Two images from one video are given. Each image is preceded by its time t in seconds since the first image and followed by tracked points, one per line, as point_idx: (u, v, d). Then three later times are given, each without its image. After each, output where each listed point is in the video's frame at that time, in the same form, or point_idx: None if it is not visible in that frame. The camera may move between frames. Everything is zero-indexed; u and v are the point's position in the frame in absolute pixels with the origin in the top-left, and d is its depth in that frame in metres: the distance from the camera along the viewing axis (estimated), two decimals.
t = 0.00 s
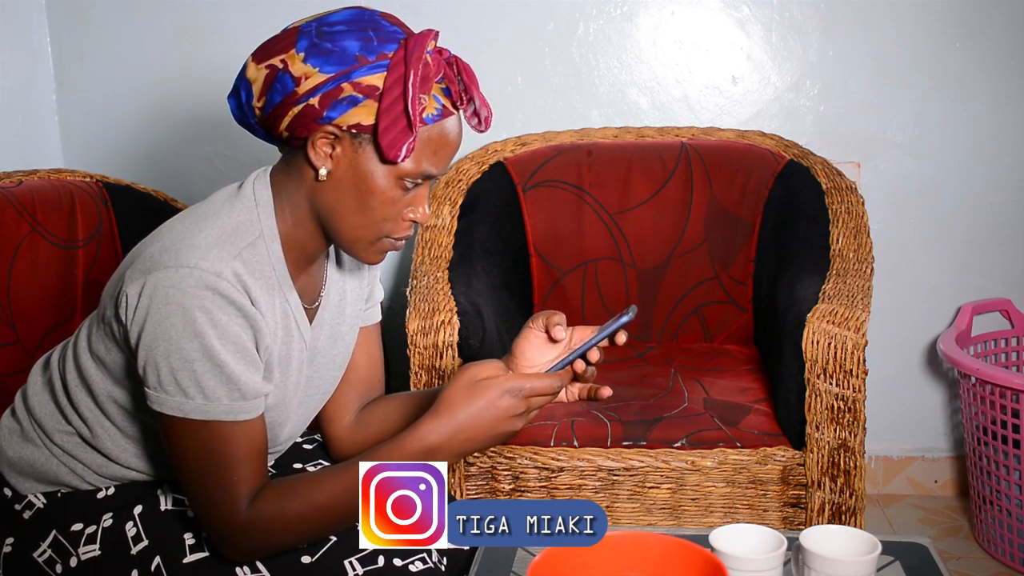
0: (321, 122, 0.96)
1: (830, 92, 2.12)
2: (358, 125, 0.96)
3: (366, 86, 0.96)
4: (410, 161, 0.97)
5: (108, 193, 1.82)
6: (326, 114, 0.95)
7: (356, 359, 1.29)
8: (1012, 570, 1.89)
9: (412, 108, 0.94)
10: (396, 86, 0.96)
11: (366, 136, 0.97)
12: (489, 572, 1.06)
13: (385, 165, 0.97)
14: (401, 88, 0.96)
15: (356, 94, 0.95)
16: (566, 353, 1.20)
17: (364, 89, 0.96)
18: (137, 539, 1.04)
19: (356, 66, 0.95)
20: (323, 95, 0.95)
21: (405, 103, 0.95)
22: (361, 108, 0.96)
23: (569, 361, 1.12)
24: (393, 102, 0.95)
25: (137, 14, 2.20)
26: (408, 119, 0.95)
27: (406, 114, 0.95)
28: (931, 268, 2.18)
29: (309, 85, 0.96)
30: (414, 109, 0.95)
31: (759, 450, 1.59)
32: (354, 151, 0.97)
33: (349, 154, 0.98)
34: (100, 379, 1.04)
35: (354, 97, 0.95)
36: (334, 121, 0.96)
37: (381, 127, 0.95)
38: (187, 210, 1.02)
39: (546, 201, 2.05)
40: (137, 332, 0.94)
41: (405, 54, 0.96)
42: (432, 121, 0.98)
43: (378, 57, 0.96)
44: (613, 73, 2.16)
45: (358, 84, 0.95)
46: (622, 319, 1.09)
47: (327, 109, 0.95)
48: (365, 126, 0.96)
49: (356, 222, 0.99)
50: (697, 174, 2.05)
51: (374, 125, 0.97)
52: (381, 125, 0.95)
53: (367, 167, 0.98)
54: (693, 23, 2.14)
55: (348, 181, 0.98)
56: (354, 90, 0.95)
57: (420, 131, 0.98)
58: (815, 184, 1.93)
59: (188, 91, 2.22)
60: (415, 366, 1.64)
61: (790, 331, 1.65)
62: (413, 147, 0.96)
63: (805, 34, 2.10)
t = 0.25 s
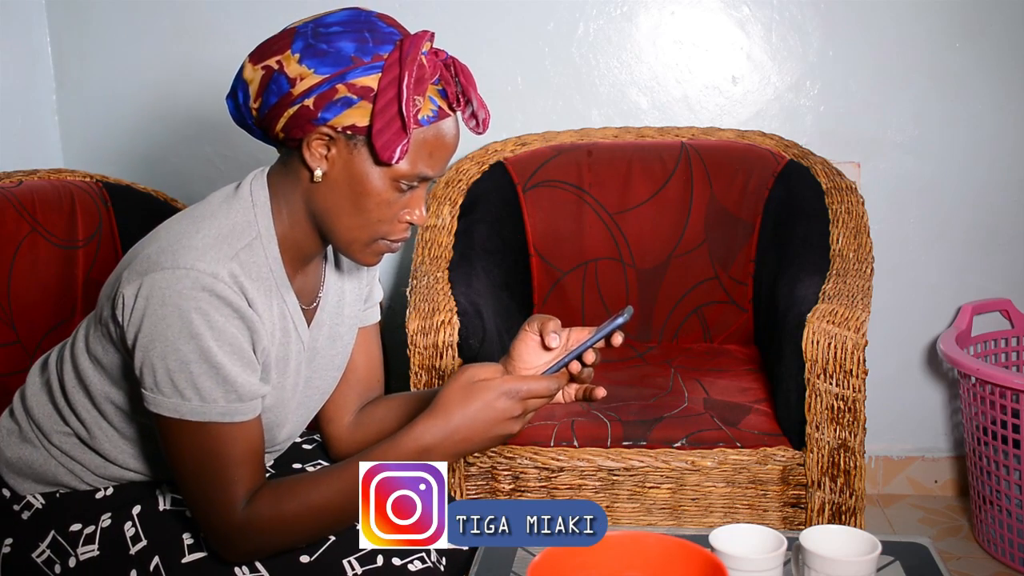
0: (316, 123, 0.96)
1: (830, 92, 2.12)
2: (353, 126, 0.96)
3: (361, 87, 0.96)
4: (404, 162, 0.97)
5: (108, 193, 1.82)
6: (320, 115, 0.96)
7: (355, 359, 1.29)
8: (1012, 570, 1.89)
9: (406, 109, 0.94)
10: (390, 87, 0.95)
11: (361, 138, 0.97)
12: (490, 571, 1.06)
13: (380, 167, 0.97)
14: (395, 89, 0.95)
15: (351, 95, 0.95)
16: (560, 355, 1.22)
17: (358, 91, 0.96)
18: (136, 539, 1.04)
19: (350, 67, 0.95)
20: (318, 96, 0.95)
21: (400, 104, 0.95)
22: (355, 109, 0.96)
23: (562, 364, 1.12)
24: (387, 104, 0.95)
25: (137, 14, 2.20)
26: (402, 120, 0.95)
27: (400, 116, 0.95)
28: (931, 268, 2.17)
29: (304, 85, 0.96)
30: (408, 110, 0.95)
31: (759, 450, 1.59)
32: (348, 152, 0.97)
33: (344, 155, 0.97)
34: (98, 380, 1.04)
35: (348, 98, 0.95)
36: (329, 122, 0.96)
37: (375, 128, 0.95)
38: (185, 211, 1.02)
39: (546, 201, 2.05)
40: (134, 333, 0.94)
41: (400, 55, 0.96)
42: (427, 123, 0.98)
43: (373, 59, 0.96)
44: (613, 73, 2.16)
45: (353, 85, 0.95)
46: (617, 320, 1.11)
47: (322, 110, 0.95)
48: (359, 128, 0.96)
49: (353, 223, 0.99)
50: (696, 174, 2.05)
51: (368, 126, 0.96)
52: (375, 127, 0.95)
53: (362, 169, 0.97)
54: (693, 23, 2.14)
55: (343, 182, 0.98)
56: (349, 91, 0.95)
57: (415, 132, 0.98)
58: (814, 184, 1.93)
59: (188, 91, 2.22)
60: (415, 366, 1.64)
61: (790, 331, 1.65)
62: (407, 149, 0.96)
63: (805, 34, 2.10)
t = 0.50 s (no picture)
0: (316, 125, 0.96)
1: (830, 91, 2.12)
2: (354, 130, 0.96)
3: (362, 90, 0.96)
4: (405, 167, 0.97)
5: (108, 193, 1.82)
6: (321, 117, 0.96)
7: (357, 359, 1.29)
8: (1012, 570, 1.89)
9: (406, 113, 0.94)
10: (392, 91, 0.95)
11: (362, 141, 0.96)
12: (489, 572, 1.06)
13: (380, 171, 0.97)
14: (397, 93, 0.95)
15: (352, 98, 0.95)
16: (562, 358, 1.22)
17: (359, 94, 0.95)
18: (136, 539, 1.04)
19: (352, 69, 0.95)
20: (319, 98, 0.95)
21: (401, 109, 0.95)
22: (356, 112, 0.96)
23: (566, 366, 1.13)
24: (388, 108, 0.95)
25: (136, 14, 2.20)
26: (403, 125, 0.95)
27: (401, 120, 0.95)
28: (931, 268, 2.17)
29: (306, 88, 0.96)
30: (409, 115, 0.95)
31: (759, 450, 1.59)
32: (348, 156, 0.97)
33: (345, 158, 0.97)
34: (99, 381, 1.04)
35: (349, 102, 0.95)
36: (329, 125, 0.96)
37: (375, 132, 0.95)
38: (186, 212, 1.02)
39: (546, 201, 2.05)
40: (135, 335, 0.94)
41: (403, 59, 0.96)
42: (429, 128, 0.98)
43: (375, 62, 0.96)
44: (613, 73, 2.16)
45: (354, 88, 0.95)
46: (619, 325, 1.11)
47: (323, 112, 0.95)
48: (360, 132, 0.96)
49: (353, 227, 0.99)
50: (696, 174, 2.05)
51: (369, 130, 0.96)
52: (375, 130, 0.94)
53: (362, 173, 0.97)
54: (693, 23, 2.14)
55: (344, 186, 0.98)
56: (350, 94, 0.95)
57: (416, 137, 0.97)
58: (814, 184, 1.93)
59: (187, 91, 2.22)
60: (415, 366, 1.64)
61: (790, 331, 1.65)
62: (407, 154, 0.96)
63: (805, 34, 2.10)
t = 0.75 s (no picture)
0: (320, 130, 0.96)
1: (830, 91, 2.12)
2: (357, 135, 0.96)
3: (365, 95, 0.96)
4: (408, 171, 0.97)
5: (108, 193, 1.82)
6: (325, 122, 0.95)
7: (359, 359, 1.29)
8: (1012, 570, 1.89)
9: (410, 118, 0.94)
10: (395, 95, 0.95)
11: (367, 146, 0.97)
12: (489, 571, 1.06)
13: (383, 176, 0.97)
14: (400, 98, 0.95)
15: (355, 103, 0.95)
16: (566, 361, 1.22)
17: (363, 99, 0.95)
18: (136, 540, 1.04)
19: (355, 74, 0.95)
20: (322, 103, 0.95)
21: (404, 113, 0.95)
22: (360, 116, 0.96)
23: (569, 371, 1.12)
24: (392, 113, 0.95)
25: (136, 14, 2.20)
26: (406, 129, 0.94)
27: (404, 125, 0.95)
28: (931, 267, 2.17)
29: (309, 92, 0.96)
30: (412, 119, 0.95)
31: (759, 450, 1.59)
32: (352, 160, 0.97)
33: (348, 163, 0.97)
34: (99, 382, 1.04)
35: (353, 106, 0.95)
36: (333, 130, 0.96)
37: (379, 136, 0.95)
38: (188, 216, 1.02)
39: (546, 201, 2.05)
40: (138, 340, 0.94)
41: (406, 63, 0.96)
42: (433, 132, 0.98)
43: (378, 66, 0.96)
44: (613, 73, 2.16)
45: (358, 93, 0.95)
46: (623, 329, 1.10)
47: (326, 117, 0.95)
48: (363, 136, 0.96)
49: (356, 231, 0.99)
50: (697, 174, 2.05)
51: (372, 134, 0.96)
52: (379, 135, 0.94)
53: (365, 177, 0.97)
54: (693, 23, 2.14)
55: (347, 190, 0.98)
56: (354, 99, 0.95)
57: (419, 141, 0.97)
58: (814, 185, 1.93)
59: (187, 92, 2.22)
60: (415, 366, 1.64)
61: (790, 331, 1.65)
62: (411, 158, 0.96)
63: (805, 34, 2.10)
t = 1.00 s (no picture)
0: (321, 134, 0.96)
1: (830, 91, 2.12)
2: (358, 138, 0.96)
3: (367, 98, 0.96)
4: (410, 175, 0.97)
5: (108, 193, 1.82)
6: (326, 126, 0.95)
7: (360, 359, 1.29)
8: (1012, 569, 1.89)
9: (411, 122, 0.94)
10: (397, 99, 0.96)
11: (367, 150, 0.96)
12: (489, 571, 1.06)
13: (385, 180, 0.97)
14: (402, 102, 0.96)
15: (357, 107, 0.95)
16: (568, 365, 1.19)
17: (364, 102, 0.95)
18: (137, 540, 1.04)
19: (357, 78, 0.95)
20: (323, 106, 0.95)
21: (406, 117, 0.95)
22: (361, 120, 0.96)
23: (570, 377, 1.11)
24: (393, 116, 0.95)
25: (136, 14, 2.20)
26: (408, 133, 0.95)
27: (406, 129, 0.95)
28: (930, 267, 2.17)
29: (310, 96, 0.96)
30: (414, 123, 0.95)
31: (759, 450, 1.59)
32: (353, 164, 0.97)
33: (349, 166, 0.97)
34: (99, 383, 1.04)
35: (354, 110, 0.95)
36: (334, 134, 0.96)
37: (380, 140, 0.95)
38: (189, 218, 1.02)
39: (546, 201, 2.05)
40: (141, 344, 0.94)
41: (407, 67, 0.96)
42: (434, 135, 0.98)
43: (379, 70, 0.96)
44: (613, 72, 2.16)
45: (359, 96, 0.95)
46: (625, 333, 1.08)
47: (327, 121, 0.95)
48: (365, 140, 0.96)
49: (357, 234, 0.99)
50: (697, 174, 2.05)
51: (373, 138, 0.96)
52: (381, 139, 0.94)
53: (366, 181, 0.97)
54: (693, 23, 2.14)
55: (348, 193, 0.98)
56: (355, 102, 0.95)
57: (421, 145, 0.97)
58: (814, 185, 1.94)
59: (187, 92, 2.22)
60: (415, 367, 1.64)
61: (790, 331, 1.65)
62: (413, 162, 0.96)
63: (805, 34, 2.11)
